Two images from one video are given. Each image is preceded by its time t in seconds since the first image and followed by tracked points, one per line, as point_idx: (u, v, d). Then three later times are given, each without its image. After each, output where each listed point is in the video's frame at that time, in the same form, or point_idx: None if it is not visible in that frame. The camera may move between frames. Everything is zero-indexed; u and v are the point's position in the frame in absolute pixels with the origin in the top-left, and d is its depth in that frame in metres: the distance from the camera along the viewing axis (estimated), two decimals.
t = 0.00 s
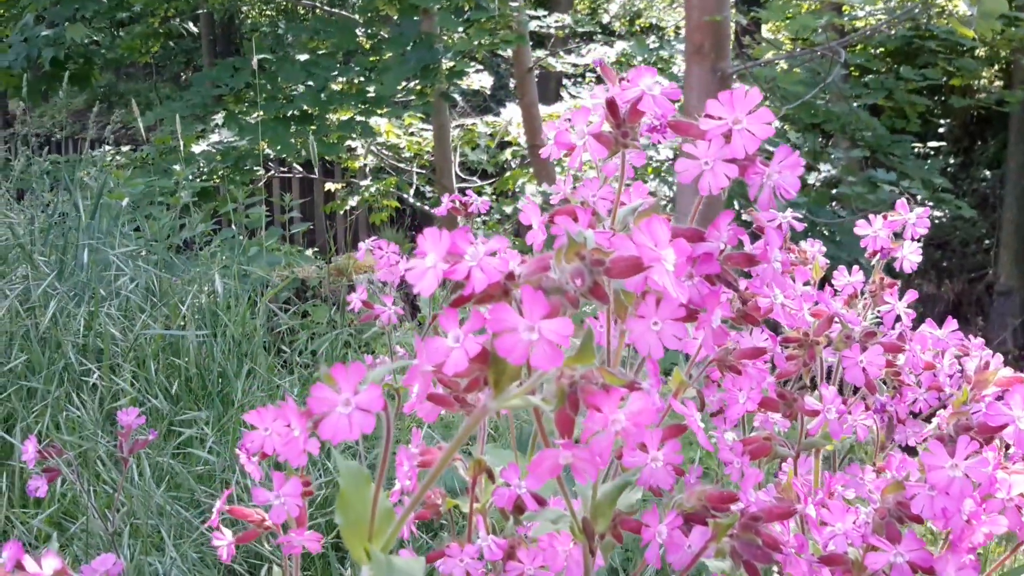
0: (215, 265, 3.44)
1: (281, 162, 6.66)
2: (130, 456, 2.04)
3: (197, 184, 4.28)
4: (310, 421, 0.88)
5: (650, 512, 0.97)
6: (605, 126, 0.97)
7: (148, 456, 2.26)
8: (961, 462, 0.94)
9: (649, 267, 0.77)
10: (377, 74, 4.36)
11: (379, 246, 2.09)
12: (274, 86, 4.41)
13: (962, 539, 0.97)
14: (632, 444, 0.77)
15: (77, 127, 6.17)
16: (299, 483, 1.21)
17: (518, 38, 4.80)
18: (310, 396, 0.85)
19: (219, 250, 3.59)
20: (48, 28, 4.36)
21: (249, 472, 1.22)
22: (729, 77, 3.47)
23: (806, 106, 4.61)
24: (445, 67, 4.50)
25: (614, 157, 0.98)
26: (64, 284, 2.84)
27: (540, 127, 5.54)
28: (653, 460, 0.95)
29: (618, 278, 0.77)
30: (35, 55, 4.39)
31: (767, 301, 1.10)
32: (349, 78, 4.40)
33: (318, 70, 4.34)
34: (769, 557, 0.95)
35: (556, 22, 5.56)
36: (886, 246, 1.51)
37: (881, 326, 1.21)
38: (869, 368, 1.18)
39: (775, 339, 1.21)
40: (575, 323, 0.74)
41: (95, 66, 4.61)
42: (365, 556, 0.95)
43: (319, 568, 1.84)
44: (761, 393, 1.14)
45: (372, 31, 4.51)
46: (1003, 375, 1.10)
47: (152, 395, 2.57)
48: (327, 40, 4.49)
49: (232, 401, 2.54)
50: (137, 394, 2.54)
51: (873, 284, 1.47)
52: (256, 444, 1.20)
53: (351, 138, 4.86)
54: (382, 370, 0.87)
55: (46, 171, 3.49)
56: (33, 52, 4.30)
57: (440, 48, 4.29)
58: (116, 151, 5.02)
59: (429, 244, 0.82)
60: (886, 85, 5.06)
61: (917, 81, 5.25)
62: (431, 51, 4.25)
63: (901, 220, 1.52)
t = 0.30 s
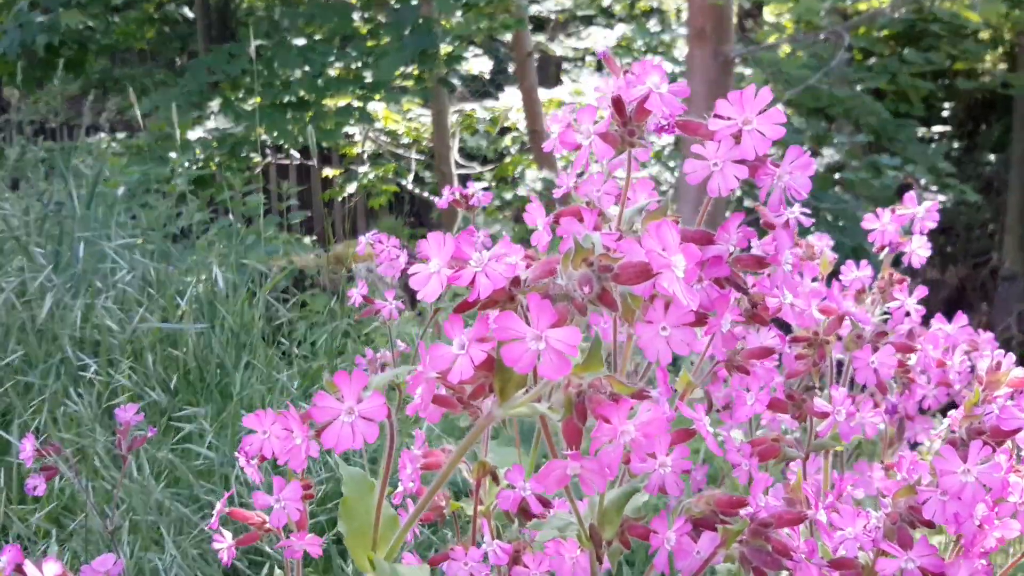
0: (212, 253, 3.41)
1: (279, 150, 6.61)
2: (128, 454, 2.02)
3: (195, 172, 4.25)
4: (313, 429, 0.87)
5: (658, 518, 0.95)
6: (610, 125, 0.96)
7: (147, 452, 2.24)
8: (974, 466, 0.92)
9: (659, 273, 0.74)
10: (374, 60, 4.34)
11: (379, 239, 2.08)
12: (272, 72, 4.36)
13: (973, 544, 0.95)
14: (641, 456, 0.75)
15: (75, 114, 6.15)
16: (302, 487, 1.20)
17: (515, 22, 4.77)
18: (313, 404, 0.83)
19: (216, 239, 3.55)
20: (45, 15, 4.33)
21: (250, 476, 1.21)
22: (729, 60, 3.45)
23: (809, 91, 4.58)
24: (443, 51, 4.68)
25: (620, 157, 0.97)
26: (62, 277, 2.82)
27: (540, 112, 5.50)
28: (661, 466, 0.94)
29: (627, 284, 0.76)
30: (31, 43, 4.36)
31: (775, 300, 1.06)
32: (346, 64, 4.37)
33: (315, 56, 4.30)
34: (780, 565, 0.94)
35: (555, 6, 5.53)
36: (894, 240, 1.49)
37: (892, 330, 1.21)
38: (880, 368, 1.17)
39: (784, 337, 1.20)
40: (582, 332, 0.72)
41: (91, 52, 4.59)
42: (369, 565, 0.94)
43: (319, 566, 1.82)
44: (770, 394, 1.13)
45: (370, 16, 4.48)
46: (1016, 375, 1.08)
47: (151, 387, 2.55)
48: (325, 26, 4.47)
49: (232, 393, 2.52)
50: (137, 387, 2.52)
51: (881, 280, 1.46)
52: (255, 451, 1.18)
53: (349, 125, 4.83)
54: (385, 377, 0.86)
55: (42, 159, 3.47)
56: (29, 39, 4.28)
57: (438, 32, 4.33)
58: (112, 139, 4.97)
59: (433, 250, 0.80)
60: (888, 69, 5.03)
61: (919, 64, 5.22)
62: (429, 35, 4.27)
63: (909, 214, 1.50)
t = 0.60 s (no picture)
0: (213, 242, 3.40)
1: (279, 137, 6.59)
2: (130, 450, 2.01)
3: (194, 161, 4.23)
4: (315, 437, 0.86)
5: (661, 522, 0.95)
6: (612, 127, 0.95)
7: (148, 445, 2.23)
8: (979, 470, 0.91)
9: (662, 283, 0.74)
10: (373, 46, 4.33)
11: (380, 234, 2.07)
12: (271, 59, 4.32)
13: (978, 547, 0.95)
14: (645, 467, 0.75)
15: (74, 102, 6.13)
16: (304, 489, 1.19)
17: (514, 7, 4.75)
18: (315, 413, 0.83)
19: (217, 228, 3.54)
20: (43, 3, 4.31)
21: (252, 477, 1.20)
22: (729, 44, 3.42)
23: (810, 76, 4.56)
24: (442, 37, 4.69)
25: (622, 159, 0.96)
26: (63, 269, 2.81)
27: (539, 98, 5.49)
28: (665, 470, 0.93)
29: (629, 293, 0.75)
30: (30, 32, 4.35)
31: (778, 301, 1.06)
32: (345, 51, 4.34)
33: (314, 44, 4.27)
34: (785, 569, 0.93)
35: None
36: (897, 235, 1.49)
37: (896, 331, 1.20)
38: (883, 368, 1.16)
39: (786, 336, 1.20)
40: (585, 342, 0.71)
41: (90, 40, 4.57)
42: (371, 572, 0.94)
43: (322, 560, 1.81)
44: (774, 395, 1.12)
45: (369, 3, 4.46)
46: (1020, 375, 1.07)
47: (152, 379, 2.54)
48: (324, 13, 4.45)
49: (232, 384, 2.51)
50: (138, 380, 2.51)
51: (884, 275, 1.45)
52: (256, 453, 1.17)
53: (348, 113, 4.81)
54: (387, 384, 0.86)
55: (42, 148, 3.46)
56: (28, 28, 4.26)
57: (436, 19, 4.31)
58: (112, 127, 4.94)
59: (433, 258, 0.80)
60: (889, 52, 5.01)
61: (920, 47, 5.20)
62: (427, 21, 4.25)
63: (912, 209, 1.49)
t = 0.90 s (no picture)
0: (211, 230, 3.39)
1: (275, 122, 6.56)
2: (132, 447, 2.01)
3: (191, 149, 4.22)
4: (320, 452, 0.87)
5: (665, 532, 0.94)
6: (616, 138, 0.95)
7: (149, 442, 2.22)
8: (983, 481, 0.92)
9: (667, 302, 0.73)
10: (369, 32, 4.31)
11: (380, 231, 2.07)
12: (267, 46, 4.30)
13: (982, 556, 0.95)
14: (650, 485, 0.75)
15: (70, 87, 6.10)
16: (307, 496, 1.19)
17: None
18: (319, 428, 0.83)
19: (215, 217, 3.52)
20: None
21: (256, 483, 1.20)
22: (727, 29, 3.40)
23: (808, 60, 4.54)
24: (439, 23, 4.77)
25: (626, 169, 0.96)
26: (61, 262, 2.80)
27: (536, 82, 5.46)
28: (669, 482, 0.93)
29: (635, 311, 0.75)
30: (25, 19, 4.32)
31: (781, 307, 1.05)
32: (341, 37, 4.32)
33: (309, 30, 4.23)
34: None
35: None
36: (898, 236, 1.49)
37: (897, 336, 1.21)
38: (886, 374, 1.17)
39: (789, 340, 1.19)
40: (590, 362, 0.71)
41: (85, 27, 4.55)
42: None
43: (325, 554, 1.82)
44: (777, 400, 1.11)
45: None
46: None
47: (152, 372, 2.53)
48: None
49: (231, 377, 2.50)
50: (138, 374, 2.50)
51: (886, 276, 1.45)
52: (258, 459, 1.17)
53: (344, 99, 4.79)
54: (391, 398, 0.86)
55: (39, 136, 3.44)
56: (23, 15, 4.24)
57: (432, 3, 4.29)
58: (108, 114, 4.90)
59: (437, 275, 0.79)
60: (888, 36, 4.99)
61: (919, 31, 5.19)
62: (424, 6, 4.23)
63: (914, 209, 1.49)
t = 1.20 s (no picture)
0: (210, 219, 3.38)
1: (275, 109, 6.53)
2: (133, 443, 2.00)
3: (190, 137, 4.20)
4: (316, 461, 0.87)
5: (662, 538, 0.95)
6: (612, 144, 0.94)
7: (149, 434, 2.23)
8: (978, 488, 0.92)
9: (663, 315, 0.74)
10: (369, 19, 4.28)
11: (379, 227, 2.06)
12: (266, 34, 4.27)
13: (976, 562, 0.96)
14: (645, 497, 0.75)
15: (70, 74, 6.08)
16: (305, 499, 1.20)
17: None
18: (317, 438, 0.83)
19: (214, 206, 3.51)
20: None
21: (255, 485, 1.20)
22: (728, 17, 3.37)
23: (810, 47, 4.52)
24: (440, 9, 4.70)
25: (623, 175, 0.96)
26: (61, 253, 2.79)
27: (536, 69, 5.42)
28: (665, 488, 0.93)
29: (630, 325, 0.76)
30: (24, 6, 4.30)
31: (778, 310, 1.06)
32: (340, 23, 4.29)
33: (309, 16, 4.18)
34: None
35: None
36: (897, 234, 1.49)
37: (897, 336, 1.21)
38: (883, 377, 1.17)
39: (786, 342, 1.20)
40: (585, 376, 0.71)
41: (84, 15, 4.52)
42: None
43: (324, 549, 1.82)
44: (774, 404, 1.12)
45: None
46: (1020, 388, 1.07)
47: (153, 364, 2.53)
48: None
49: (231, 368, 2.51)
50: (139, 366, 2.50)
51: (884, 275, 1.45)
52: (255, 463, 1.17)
53: (343, 87, 4.77)
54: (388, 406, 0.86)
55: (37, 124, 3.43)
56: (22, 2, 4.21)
57: None
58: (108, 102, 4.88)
59: (432, 285, 0.79)
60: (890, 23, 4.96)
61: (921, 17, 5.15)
62: None
63: (914, 208, 1.49)
